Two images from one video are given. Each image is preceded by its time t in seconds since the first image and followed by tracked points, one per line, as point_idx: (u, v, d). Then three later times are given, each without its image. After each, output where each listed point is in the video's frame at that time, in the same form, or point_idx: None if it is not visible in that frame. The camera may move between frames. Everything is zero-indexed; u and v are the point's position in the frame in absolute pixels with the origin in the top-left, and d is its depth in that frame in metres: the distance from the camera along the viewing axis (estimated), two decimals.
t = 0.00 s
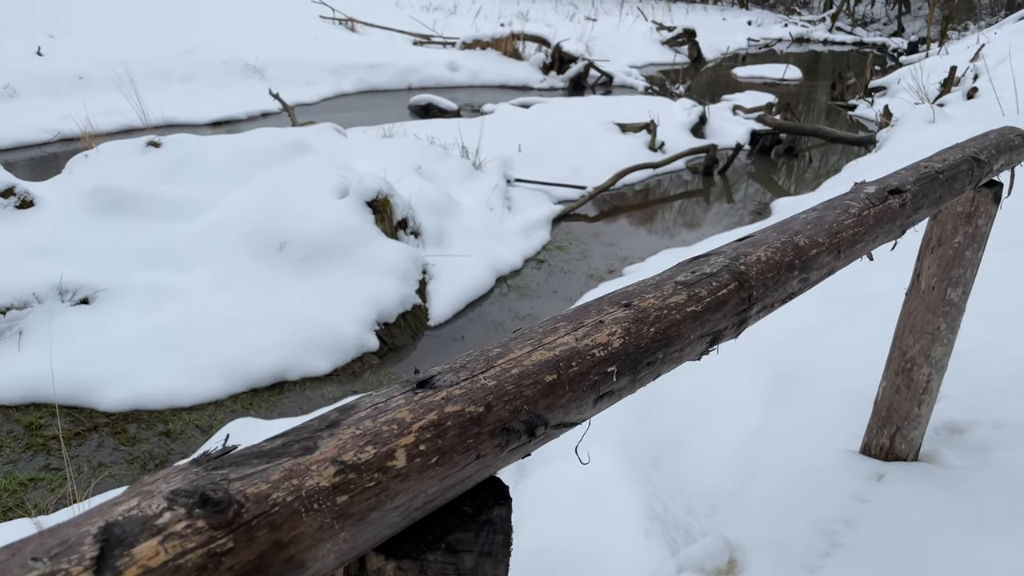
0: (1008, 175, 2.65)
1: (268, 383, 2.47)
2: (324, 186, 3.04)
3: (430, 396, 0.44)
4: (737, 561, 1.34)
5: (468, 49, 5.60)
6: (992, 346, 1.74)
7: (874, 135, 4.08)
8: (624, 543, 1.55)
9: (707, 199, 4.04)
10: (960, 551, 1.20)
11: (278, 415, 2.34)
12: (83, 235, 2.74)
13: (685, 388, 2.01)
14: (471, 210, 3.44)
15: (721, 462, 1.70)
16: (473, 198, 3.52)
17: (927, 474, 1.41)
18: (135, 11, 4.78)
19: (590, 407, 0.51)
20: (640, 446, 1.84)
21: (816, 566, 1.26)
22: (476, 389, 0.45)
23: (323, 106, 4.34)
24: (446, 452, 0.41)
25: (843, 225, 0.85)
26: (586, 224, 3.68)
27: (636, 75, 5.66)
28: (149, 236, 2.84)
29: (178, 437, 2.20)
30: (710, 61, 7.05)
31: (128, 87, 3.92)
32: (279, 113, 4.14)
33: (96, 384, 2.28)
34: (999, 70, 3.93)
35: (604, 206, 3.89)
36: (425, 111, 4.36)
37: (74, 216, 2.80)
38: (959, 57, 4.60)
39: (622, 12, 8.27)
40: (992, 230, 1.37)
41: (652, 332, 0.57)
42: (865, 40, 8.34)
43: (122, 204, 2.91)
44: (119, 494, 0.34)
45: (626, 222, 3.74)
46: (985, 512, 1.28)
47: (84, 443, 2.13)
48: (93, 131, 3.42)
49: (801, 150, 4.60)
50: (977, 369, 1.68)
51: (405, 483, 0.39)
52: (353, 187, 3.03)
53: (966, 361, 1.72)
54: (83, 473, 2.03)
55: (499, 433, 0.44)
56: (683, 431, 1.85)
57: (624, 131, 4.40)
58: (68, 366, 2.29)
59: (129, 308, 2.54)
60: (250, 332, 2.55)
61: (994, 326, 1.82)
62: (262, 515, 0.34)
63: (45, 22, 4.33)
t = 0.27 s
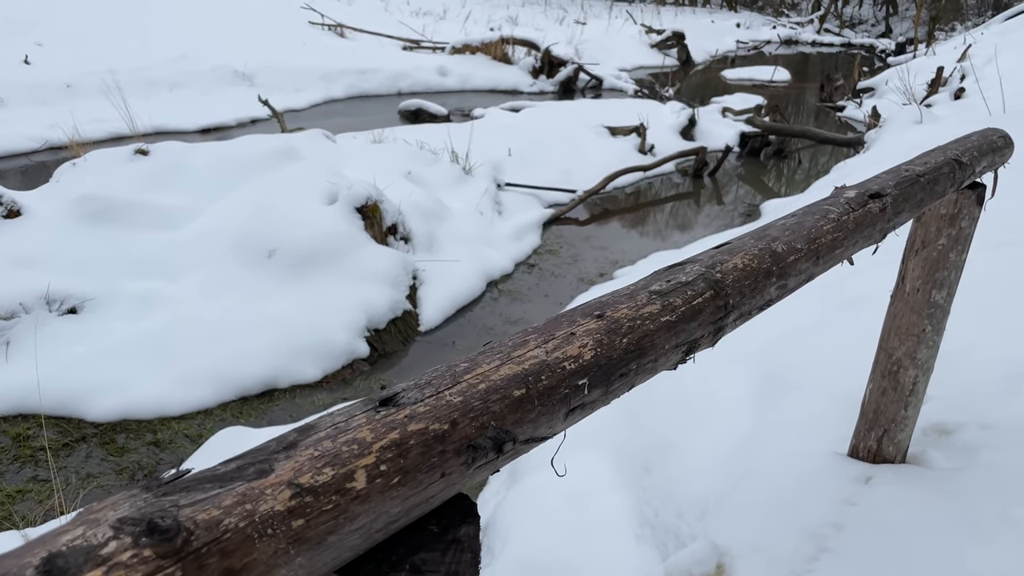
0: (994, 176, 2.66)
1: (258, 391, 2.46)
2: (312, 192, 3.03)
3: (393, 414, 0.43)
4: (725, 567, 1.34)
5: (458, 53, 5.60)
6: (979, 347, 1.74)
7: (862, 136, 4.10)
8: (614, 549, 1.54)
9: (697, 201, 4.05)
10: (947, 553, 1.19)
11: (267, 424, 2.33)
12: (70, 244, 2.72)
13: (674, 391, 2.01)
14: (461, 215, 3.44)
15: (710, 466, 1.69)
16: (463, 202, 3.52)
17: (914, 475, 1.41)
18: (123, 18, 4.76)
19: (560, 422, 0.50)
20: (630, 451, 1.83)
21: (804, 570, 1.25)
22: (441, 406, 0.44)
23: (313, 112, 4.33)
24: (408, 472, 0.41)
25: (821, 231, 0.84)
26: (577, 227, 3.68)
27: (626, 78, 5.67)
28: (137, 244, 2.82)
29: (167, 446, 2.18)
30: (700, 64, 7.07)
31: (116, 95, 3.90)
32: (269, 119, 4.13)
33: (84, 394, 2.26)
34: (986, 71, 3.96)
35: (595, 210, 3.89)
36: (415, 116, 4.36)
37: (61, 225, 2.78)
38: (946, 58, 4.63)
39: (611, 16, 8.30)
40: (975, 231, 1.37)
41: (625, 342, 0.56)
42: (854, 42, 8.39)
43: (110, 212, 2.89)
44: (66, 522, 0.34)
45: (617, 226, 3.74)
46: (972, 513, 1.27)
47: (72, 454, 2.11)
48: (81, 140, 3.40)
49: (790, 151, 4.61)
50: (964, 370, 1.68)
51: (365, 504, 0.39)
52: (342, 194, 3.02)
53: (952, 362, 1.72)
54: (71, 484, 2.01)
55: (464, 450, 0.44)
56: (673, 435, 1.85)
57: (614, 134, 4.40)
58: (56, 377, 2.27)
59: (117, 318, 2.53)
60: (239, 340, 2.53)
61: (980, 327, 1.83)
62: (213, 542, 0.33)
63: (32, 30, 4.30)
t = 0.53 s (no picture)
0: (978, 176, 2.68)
1: (247, 399, 2.44)
2: (301, 199, 3.02)
3: (357, 428, 0.42)
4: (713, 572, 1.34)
5: (447, 58, 5.60)
6: (965, 347, 1.75)
7: (850, 137, 4.12)
8: (604, 552, 1.53)
9: (687, 203, 4.06)
10: (935, 556, 1.19)
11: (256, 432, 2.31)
12: (56, 253, 2.69)
13: (662, 395, 2.01)
14: (451, 219, 3.43)
15: (699, 469, 1.69)
16: (453, 207, 3.51)
17: (902, 477, 1.41)
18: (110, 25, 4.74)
19: (532, 432, 0.49)
20: (619, 454, 1.83)
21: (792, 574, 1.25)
22: (407, 419, 0.44)
23: (301, 118, 4.32)
24: (372, 487, 0.40)
25: (800, 234, 0.84)
26: (567, 231, 3.68)
27: (615, 82, 5.69)
28: (124, 252, 2.80)
29: (155, 456, 2.16)
30: (689, 67, 7.11)
31: (103, 102, 3.88)
32: (257, 126, 4.12)
33: (71, 404, 2.24)
34: (971, 71, 3.99)
35: (585, 213, 3.89)
36: (404, 121, 4.35)
37: (47, 234, 2.76)
38: (932, 59, 4.67)
39: (600, 19, 8.33)
40: (959, 232, 1.37)
41: (599, 350, 0.56)
42: (841, 43, 8.45)
43: (97, 221, 2.87)
44: (13, 545, 0.33)
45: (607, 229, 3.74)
46: (959, 515, 1.27)
47: (60, 465, 2.09)
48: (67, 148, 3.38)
49: (779, 153, 4.63)
50: (950, 371, 1.69)
51: (326, 521, 0.38)
52: (331, 200, 3.01)
53: (938, 362, 1.73)
54: (58, 495, 1.99)
55: (430, 464, 0.43)
56: (662, 438, 1.84)
57: (603, 138, 4.41)
58: (42, 387, 2.25)
59: (105, 326, 2.51)
60: (228, 348, 2.51)
61: (966, 327, 1.83)
62: (165, 563, 0.33)
63: (17, 38, 4.27)
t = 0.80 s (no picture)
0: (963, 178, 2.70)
1: (236, 408, 2.42)
2: (290, 206, 3.01)
3: (319, 448, 0.42)
4: None
5: (436, 64, 5.61)
6: (950, 350, 1.76)
7: (838, 140, 4.14)
8: (594, 559, 1.52)
9: (677, 207, 4.06)
10: (921, 560, 1.19)
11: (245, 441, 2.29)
12: (43, 263, 2.67)
13: (651, 400, 2.01)
14: (440, 225, 3.43)
15: (688, 474, 1.68)
16: (443, 213, 3.51)
17: (888, 480, 1.41)
18: (97, 33, 4.72)
19: (502, 447, 0.49)
20: (608, 461, 1.82)
21: None
22: (370, 437, 0.43)
23: (290, 125, 4.31)
24: (333, 508, 0.39)
25: (778, 241, 0.84)
26: (557, 236, 3.68)
27: (604, 87, 5.70)
28: (112, 261, 2.78)
29: (144, 467, 2.14)
30: (678, 72, 7.14)
31: (90, 111, 3.86)
32: (246, 133, 4.11)
33: (58, 416, 2.22)
34: (957, 74, 4.02)
35: (575, 218, 3.90)
36: (394, 128, 4.35)
37: (33, 244, 2.73)
38: (917, 62, 4.71)
39: (589, 25, 8.36)
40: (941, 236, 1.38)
41: (571, 363, 0.55)
42: (828, 47, 8.51)
43: (84, 230, 2.85)
44: None
45: (597, 233, 3.74)
46: (945, 518, 1.28)
47: (47, 476, 2.06)
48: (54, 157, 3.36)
49: (768, 156, 4.65)
50: (936, 374, 1.69)
51: (285, 544, 0.37)
52: (319, 207, 3.00)
53: (925, 365, 1.73)
54: (46, 507, 1.96)
55: (395, 483, 0.42)
56: (651, 443, 1.84)
57: (593, 142, 4.42)
58: (29, 399, 2.23)
59: (92, 337, 2.49)
60: (216, 358, 2.49)
61: (951, 329, 1.84)
62: None
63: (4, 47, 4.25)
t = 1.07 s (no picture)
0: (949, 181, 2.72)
1: (224, 417, 2.40)
2: (279, 214, 2.99)
3: (278, 466, 0.41)
4: None
5: (426, 70, 5.61)
6: (936, 353, 1.76)
7: (826, 144, 4.16)
8: (584, 567, 1.51)
9: (667, 211, 4.07)
10: (908, 563, 1.19)
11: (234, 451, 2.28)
12: (28, 273, 2.65)
13: (640, 405, 2.01)
14: (430, 231, 3.42)
15: (677, 480, 1.68)
16: (432, 219, 3.50)
17: (875, 484, 1.41)
18: (85, 40, 4.69)
19: (471, 462, 0.48)
20: (598, 467, 1.81)
21: None
22: (332, 455, 0.42)
23: (280, 132, 4.30)
24: (292, 528, 0.39)
25: (757, 248, 0.84)
26: (547, 241, 3.68)
27: (594, 92, 5.72)
28: (98, 270, 2.76)
29: (131, 477, 2.12)
30: (667, 76, 7.17)
31: (77, 119, 3.84)
32: (235, 140, 4.09)
33: (45, 427, 2.20)
34: (943, 77, 4.05)
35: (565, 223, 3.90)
36: (384, 134, 4.34)
37: (19, 253, 2.71)
38: (904, 65, 4.74)
39: (578, 30, 8.39)
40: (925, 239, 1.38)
41: (543, 375, 0.53)
42: (817, 50, 8.56)
43: (70, 239, 2.82)
44: None
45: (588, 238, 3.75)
46: (932, 522, 1.28)
47: (33, 488, 2.04)
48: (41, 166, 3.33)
49: (757, 160, 4.67)
50: (923, 377, 1.70)
51: (241, 567, 0.37)
52: (308, 214, 2.99)
53: (911, 368, 1.74)
54: (32, 519, 1.94)
55: (357, 501, 0.41)
56: (640, 449, 1.84)
57: (583, 147, 4.43)
58: (15, 410, 2.21)
59: (79, 347, 2.47)
60: (204, 367, 2.47)
61: (937, 332, 1.85)
62: None
63: None
